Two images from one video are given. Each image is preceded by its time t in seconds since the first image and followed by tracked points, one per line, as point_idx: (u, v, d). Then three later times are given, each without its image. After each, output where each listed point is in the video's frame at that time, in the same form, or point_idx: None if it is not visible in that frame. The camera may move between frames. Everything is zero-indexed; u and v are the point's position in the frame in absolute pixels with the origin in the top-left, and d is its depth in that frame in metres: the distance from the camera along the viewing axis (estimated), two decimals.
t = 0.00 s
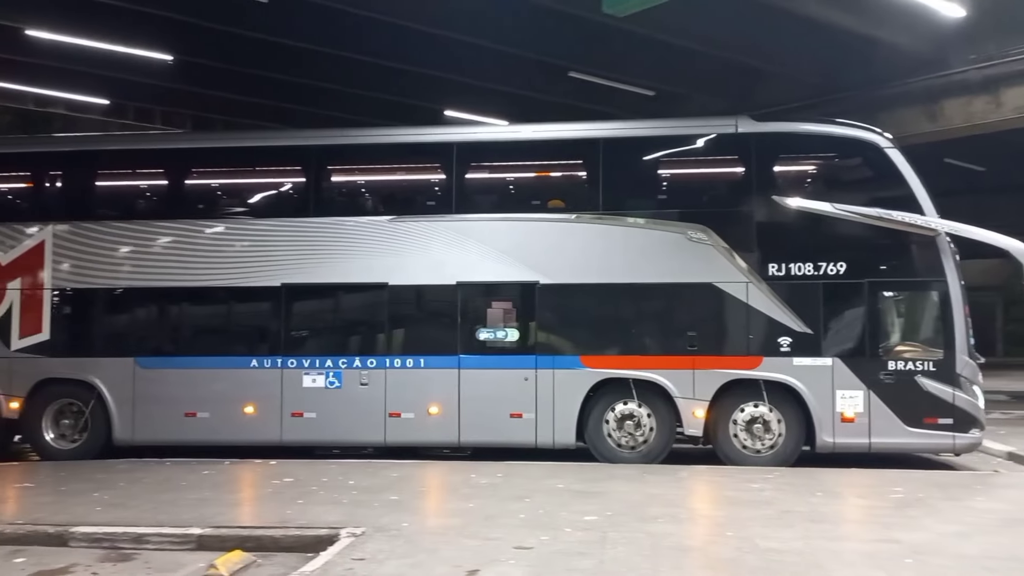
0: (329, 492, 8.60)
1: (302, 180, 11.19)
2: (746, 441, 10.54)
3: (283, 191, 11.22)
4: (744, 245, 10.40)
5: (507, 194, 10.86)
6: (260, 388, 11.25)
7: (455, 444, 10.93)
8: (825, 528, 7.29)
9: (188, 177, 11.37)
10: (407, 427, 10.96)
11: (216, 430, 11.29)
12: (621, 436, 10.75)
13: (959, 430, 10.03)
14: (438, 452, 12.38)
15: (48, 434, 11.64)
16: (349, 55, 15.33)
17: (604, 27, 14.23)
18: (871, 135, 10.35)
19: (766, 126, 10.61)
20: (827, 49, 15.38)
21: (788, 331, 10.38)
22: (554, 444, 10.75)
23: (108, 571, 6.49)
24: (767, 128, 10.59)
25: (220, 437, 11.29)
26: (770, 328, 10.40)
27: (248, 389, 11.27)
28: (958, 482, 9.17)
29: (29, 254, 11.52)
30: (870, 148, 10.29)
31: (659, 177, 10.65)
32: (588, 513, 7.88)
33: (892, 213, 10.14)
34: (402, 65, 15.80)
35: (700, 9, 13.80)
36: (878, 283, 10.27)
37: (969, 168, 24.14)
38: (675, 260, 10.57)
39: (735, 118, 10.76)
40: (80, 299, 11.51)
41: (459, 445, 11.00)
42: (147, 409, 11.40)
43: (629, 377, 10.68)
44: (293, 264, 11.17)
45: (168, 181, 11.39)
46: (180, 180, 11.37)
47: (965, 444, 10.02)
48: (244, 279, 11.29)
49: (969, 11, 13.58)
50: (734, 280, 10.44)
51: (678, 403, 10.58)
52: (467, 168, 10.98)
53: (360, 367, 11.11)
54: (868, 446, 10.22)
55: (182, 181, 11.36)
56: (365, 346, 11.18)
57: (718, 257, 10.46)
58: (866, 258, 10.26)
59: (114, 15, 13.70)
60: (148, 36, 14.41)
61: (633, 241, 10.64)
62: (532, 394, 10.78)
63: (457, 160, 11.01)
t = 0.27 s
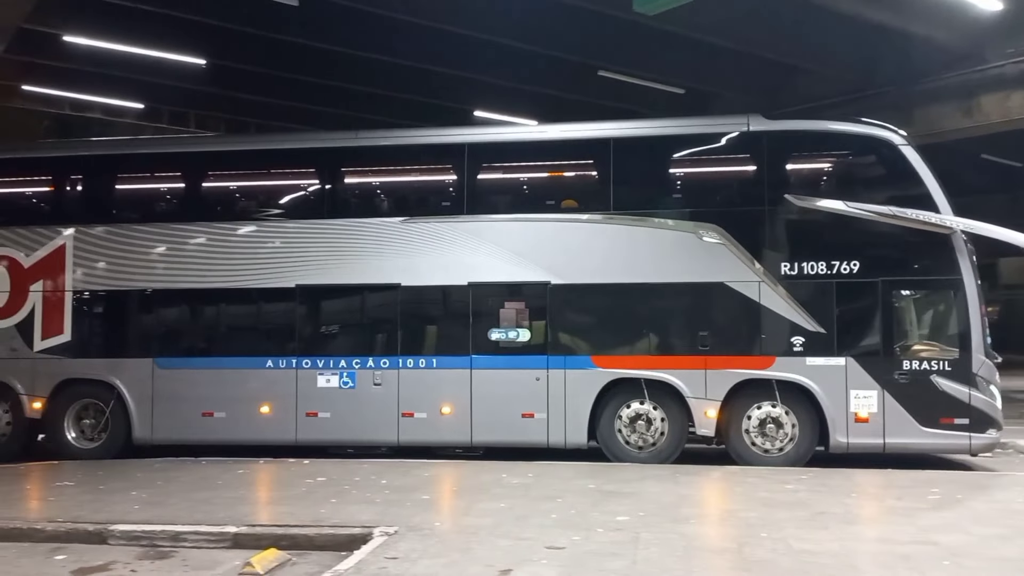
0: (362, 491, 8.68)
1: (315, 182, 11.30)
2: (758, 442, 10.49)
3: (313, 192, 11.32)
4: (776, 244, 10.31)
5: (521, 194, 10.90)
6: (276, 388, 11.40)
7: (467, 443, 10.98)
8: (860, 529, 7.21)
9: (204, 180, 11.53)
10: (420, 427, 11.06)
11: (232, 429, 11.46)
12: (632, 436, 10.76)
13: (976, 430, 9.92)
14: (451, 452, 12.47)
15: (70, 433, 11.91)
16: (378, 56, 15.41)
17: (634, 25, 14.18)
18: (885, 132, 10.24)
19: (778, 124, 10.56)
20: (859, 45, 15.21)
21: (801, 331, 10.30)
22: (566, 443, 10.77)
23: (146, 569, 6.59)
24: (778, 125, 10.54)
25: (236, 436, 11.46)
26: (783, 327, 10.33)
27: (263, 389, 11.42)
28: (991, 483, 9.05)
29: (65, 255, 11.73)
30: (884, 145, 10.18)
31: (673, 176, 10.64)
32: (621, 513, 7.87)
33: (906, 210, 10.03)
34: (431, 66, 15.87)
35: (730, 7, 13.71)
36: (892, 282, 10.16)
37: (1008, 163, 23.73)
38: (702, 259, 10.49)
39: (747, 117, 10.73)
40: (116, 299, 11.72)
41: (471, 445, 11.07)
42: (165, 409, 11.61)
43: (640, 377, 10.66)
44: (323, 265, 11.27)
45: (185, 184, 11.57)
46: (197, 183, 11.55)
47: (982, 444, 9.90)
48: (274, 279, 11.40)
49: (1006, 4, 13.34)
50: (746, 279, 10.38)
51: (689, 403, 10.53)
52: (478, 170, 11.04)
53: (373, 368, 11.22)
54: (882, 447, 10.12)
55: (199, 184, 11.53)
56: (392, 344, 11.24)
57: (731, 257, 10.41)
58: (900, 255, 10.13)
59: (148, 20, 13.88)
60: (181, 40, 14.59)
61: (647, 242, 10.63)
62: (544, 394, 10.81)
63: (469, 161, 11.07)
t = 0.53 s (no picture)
0: (382, 491, 8.71)
1: (318, 184, 11.41)
2: (758, 440, 10.52)
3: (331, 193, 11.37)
4: (793, 243, 10.30)
5: (524, 195, 10.96)
6: (279, 387, 11.50)
7: (467, 443, 11.04)
8: (884, 530, 7.15)
9: (209, 183, 11.66)
10: (422, 426, 11.12)
11: (236, 429, 11.57)
12: (631, 435, 10.80)
13: (977, 429, 9.88)
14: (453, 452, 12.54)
15: (77, 433, 12.09)
16: (395, 57, 15.46)
17: (651, 23, 14.15)
18: (885, 131, 10.30)
19: (776, 122, 10.60)
20: (879, 42, 15.09)
21: (800, 329, 10.29)
22: (566, 443, 10.81)
23: (170, 567, 6.65)
24: (777, 124, 10.56)
25: (240, 436, 11.57)
26: (782, 325, 10.32)
27: (266, 389, 11.53)
28: (1015, 483, 8.95)
29: (87, 256, 11.86)
30: (883, 143, 10.24)
31: (675, 177, 10.68)
32: (642, 512, 7.85)
33: (904, 208, 10.07)
34: (448, 66, 15.90)
35: (748, 4, 13.65)
36: (891, 280, 10.15)
37: None
38: (717, 257, 10.47)
39: (746, 115, 10.75)
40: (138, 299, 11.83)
41: (472, 444, 11.12)
42: (171, 409, 11.74)
43: (640, 376, 10.69)
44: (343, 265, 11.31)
45: (190, 187, 11.71)
46: (201, 186, 11.68)
47: (983, 443, 9.86)
48: (284, 277, 11.46)
49: None
50: (744, 277, 10.40)
51: (689, 402, 10.55)
52: (478, 171, 11.14)
53: (375, 367, 11.30)
54: (883, 445, 10.10)
55: (203, 187, 11.66)
56: (410, 343, 11.26)
57: (730, 255, 10.43)
58: (915, 254, 10.09)
59: (166, 23, 13.98)
60: (199, 42, 14.68)
61: (647, 240, 10.66)
62: (544, 393, 10.85)
63: (469, 162, 11.16)
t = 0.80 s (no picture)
0: (395, 490, 8.73)
1: (312, 185, 11.50)
2: (751, 438, 10.53)
3: (343, 193, 11.41)
4: (803, 243, 10.27)
5: (519, 195, 11.02)
6: (274, 387, 11.58)
7: (461, 442, 11.08)
8: (898, 529, 7.11)
9: (205, 184, 11.76)
10: (417, 426, 11.17)
11: (232, 429, 11.65)
12: (624, 434, 10.83)
13: (970, 427, 9.89)
14: (446, 451, 12.69)
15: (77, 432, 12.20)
16: (405, 57, 15.48)
17: (662, 21, 14.11)
18: (877, 129, 10.29)
19: (768, 121, 10.58)
20: (891, 38, 15.00)
21: (792, 328, 10.29)
22: (560, 442, 10.85)
23: (186, 566, 6.68)
24: (769, 122, 10.57)
25: (237, 435, 11.65)
26: (774, 323, 10.33)
27: (262, 389, 11.61)
28: None
29: (100, 259, 11.94)
30: (875, 141, 10.25)
31: (670, 176, 10.66)
32: (655, 512, 7.84)
33: (897, 206, 10.08)
34: (459, 66, 15.91)
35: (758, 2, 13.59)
36: (882, 278, 10.14)
37: None
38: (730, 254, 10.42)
39: (737, 114, 10.71)
40: (151, 301, 11.89)
41: (467, 443, 11.17)
42: (168, 409, 11.82)
43: (632, 375, 10.71)
44: (356, 265, 11.33)
45: (186, 189, 11.80)
46: (198, 187, 11.78)
47: (975, 441, 9.87)
48: (285, 278, 11.51)
49: None
50: (736, 276, 10.41)
51: (681, 400, 10.57)
52: (471, 171, 11.19)
53: (369, 367, 11.35)
54: (875, 444, 10.10)
55: (199, 188, 11.76)
56: (426, 344, 11.27)
57: (722, 254, 10.44)
58: (929, 253, 10.03)
59: (178, 24, 14.03)
60: (211, 43, 14.72)
61: (640, 240, 10.67)
62: (538, 392, 10.90)
63: (462, 162, 11.22)
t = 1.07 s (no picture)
0: (410, 489, 8.75)
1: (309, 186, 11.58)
2: (745, 437, 10.53)
3: (360, 191, 11.45)
4: (813, 241, 10.24)
5: (517, 194, 11.06)
6: (272, 386, 11.69)
7: (457, 441, 11.13)
8: (915, 529, 7.06)
9: (204, 185, 11.86)
10: (413, 425, 11.23)
11: (231, 428, 11.76)
12: (618, 433, 10.85)
13: (964, 426, 9.83)
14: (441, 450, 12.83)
15: (77, 431, 12.32)
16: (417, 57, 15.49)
17: (675, 19, 14.06)
18: (871, 127, 10.25)
19: (762, 120, 10.59)
20: (906, 35, 14.90)
21: (786, 327, 10.30)
22: (554, 441, 10.90)
23: (202, 564, 6.73)
24: (763, 122, 10.57)
25: (235, 434, 11.77)
26: (768, 323, 10.34)
27: (260, 388, 11.72)
28: None
29: (116, 256, 12.03)
30: (868, 141, 10.22)
31: (667, 176, 10.68)
32: (670, 511, 7.82)
33: (891, 205, 10.04)
34: (472, 65, 15.89)
35: None
36: (877, 277, 10.11)
37: None
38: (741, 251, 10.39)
39: (731, 113, 10.74)
40: (167, 299, 11.96)
41: (462, 442, 11.22)
42: (168, 408, 11.93)
43: (627, 374, 10.73)
44: (368, 262, 11.37)
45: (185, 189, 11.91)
46: (196, 188, 11.88)
47: (970, 440, 9.83)
48: (285, 277, 11.63)
49: None
50: (731, 276, 10.42)
51: (676, 400, 10.58)
52: (466, 170, 11.23)
53: (366, 366, 11.44)
54: (869, 443, 10.08)
55: (198, 189, 11.86)
56: (445, 343, 11.26)
57: (716, 253, 10.45)
58: (936, 251, 9.96)
59: (191, 25, 14.09)
60: (226, 43, 14.77)
61: (636, 239, 10.70)
62: (532, 392, 10.94)
63: (458, 162, 11.25)
